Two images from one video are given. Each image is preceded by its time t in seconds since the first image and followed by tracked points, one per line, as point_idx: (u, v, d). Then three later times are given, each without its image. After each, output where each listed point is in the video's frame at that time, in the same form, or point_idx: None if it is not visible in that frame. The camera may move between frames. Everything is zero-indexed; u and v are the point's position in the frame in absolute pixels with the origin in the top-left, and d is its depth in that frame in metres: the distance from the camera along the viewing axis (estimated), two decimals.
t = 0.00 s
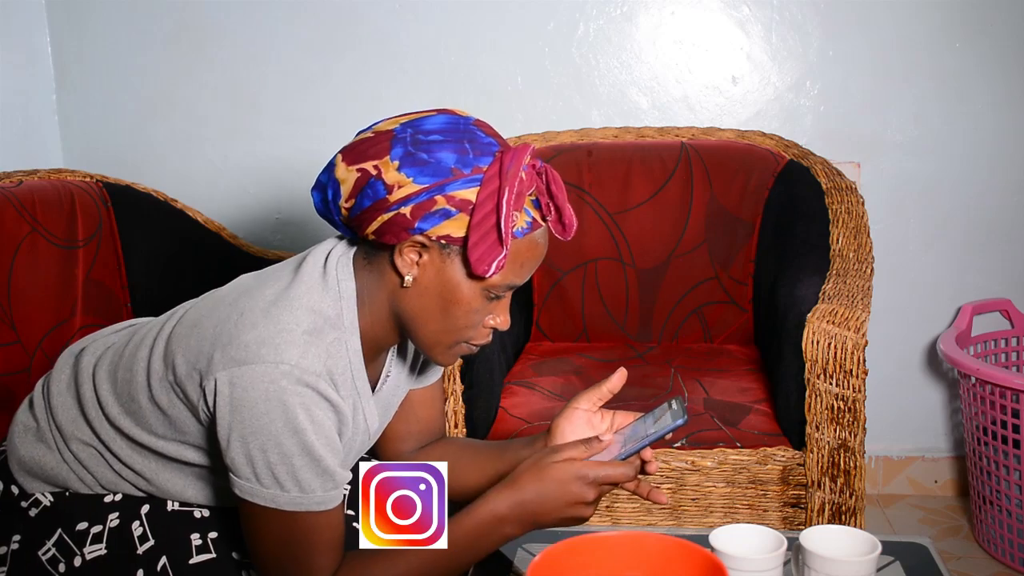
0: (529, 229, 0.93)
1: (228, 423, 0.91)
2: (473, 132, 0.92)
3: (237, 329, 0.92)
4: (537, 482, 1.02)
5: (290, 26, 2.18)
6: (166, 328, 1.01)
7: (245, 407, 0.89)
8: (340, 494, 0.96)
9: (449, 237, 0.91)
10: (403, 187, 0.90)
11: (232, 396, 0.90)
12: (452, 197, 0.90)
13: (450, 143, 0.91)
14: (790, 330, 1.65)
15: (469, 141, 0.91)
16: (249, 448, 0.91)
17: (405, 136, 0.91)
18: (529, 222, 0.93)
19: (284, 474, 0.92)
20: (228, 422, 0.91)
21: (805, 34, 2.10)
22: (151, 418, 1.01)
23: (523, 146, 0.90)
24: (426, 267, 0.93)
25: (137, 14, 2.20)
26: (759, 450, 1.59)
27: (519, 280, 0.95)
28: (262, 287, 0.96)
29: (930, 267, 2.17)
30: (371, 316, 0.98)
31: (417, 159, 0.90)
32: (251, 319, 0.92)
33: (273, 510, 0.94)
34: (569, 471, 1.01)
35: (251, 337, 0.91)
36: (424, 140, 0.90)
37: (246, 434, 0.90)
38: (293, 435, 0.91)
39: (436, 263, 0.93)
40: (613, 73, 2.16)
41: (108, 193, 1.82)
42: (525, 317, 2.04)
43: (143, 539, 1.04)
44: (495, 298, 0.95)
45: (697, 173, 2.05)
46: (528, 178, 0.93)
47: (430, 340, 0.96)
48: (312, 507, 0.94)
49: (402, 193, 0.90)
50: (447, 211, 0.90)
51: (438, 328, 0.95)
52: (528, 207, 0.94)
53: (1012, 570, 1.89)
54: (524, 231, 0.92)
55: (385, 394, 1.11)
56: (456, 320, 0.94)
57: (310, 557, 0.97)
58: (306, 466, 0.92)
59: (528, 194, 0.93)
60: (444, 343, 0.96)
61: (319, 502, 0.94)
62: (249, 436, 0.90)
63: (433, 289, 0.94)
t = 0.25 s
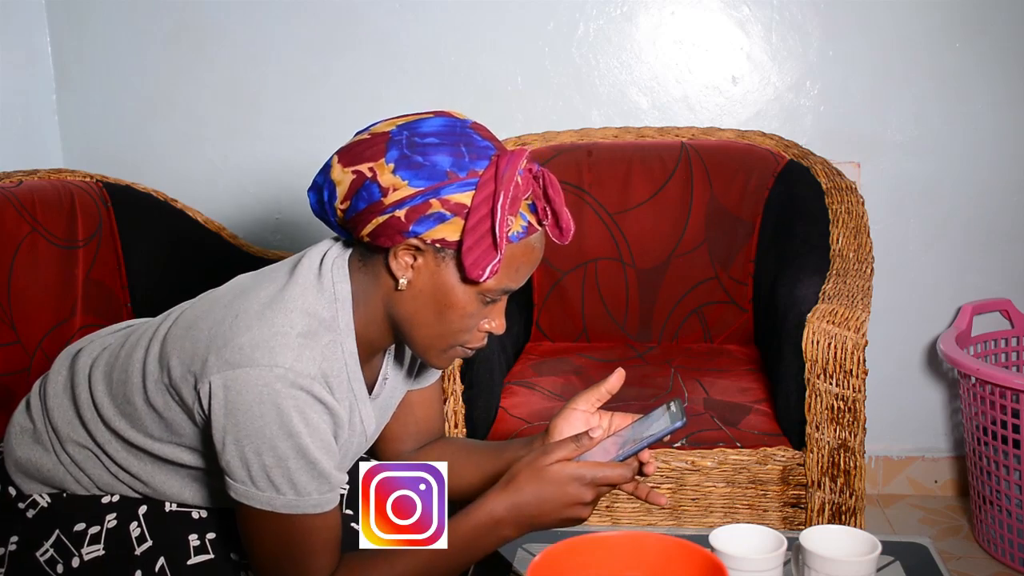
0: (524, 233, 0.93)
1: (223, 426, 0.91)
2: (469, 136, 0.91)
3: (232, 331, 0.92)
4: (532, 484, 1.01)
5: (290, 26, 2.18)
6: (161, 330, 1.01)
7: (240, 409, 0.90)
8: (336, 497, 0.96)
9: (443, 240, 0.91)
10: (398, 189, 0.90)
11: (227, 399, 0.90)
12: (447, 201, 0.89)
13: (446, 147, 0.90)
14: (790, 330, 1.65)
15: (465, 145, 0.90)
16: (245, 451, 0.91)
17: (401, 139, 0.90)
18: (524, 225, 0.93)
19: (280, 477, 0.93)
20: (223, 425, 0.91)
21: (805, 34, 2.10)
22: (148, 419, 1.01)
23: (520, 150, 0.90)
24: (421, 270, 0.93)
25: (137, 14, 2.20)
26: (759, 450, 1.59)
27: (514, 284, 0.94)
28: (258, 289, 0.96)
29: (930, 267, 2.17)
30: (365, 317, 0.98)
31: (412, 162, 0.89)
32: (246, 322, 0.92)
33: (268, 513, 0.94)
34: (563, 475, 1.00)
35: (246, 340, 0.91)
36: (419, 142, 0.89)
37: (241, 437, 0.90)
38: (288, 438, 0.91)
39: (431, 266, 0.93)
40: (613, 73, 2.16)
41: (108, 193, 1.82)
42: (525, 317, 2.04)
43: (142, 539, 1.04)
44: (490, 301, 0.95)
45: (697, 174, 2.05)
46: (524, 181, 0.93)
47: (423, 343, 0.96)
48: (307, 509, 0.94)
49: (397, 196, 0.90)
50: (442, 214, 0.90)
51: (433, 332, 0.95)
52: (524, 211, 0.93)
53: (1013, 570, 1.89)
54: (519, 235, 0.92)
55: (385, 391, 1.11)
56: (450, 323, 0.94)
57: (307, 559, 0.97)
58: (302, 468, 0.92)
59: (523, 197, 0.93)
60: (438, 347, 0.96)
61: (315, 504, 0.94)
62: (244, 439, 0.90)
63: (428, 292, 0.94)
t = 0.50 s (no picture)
0: (505, 193, 0.90)
1: (198, 397, 0.91)
2: (446, 98, 0.87)
3: (208, 305, 0.92)
4: (523, 458, 1.00)
5: (289, 26, 2.18)
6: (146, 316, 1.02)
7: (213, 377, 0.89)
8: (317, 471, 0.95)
9: (424, 204, 0.88)
10: (376, 153, 0.86)
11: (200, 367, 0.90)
12: (426, 163, 0.86)
13: (424, 109, 0.86)
14: (790, 330, 1.65)
15: (444, 106, 0.87)
16: (219, 423, 0.90)
17: (378, 103, 0.86)
18: (505, 186, 0.90)
19: (254, 448, 0.91)
20: (198, 397, 0.91)
21: (805, 34, 2.10)
22: (134, 404, 1.01)
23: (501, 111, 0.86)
24: (402, 233, 0.91)
25: (137, 14, 2.20)
26: (759, 450, 1.59)
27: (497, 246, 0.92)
28: (239, 265, 0.97)
29: (930, 267, 2.17)
30: (348, 284, 0.97)
31: (390, 126, 0.86)
32: (222, 296, 0.93)
33: (245, 485, 0.93)
34: (556, 447, 1.01)
35: (219, 311, 0.91)
36: (397, 106, 0.86)
37: (215, 408, 0.90)
38: (262, 407, 0.90)
39: (412, 230, 0.90)
40: (613, 73, 2.16)
41: (108, 193, 1.82)
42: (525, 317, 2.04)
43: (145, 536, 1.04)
44: (471, 264, 0.92)
45: (697, 174, 2.05)
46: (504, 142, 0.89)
47: (407, 307, 0.94)
48: (285, 483, 0.93)
49: (374, 160, 0.86)
50: (421, 177, 0.86)
51: (414, 295, 0.93)
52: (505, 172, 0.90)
53: (1012, 570, 1.89)
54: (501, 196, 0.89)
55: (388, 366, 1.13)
56: (432, 286, 0.92)
57: (286, 534, 0.95)
58: (277, 439, 0.91)
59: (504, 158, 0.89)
60: (420, 310, 0.94)
61: (293, 477, 0.93)
62: (217, 410, 0.90)
63: (408, 255, 0.91)
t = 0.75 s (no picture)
0: (424, 117, 0.97)
1: (126, 333, 0.93)
2: (361, 25, 0.95)
3: (136, 250, 0.96)
4: (463, 400, 1.02)
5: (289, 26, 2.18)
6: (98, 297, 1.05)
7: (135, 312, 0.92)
8: (246, 409, 0.97)
9: (344, 129, 0.94)
10: (295, 83, 0.94)
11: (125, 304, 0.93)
12: (344, 87, 0.93)
13: (339, 36, 0.94)
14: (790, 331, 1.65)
15: (357, 33, 0.94)
16: (142, 358, 0.93)
17: (294, 34, 0.94)
18: (424, 110, 0.97)
19: (177, 382, 0.93)
20: (126, 333, 0.93)
21: (806, 34, 2.10)
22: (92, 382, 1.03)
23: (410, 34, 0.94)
24: (326, 162, 0.97)
25: (137, 14, 2.20)
26: (759, 450, 1.59)
27: (418, 169, 0.98)
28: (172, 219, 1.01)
29: (930, 267, 2.17)
30: (281, 222, 1.02)
31: (306, 54, 0.93)
32: (150, 241, 0.96)
33: (173, 424, 0.94)
34: (497, 387, 1.02)
35: (145, 252, 0.95)
36: (311, 36, 0.93)
37: (139, 341, 0.92)
38: (183, 338, 0.92)
39: (335, 157, 0.96)
40: (613, 73, 2.16)
41: (108, 193, 1.82)
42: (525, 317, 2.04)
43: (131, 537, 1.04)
44: (398, 190, 0.98)
45: (697, 174, 2.05)
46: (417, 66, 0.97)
47: (339, 239, 0.99)
48: (209, 419, 0.94)
49: (293, 89, 0.94)
50: (339, 101, 0.93)
51: (343, 224, 0.98)
52: (422, 96, 0.97)
53: (1012, 570, 1.89)
54: (419, 118, 0.96)
55: (346, 314, 1.20)
56: (360, 213, 0.97)
57: (220, 471, 0.96)
58: (200, 372, 0.93)
59: (420, 82, 0.97)
60: (350, 238, 0.99)
61: (218, 414, 0.95)
62: (141, 344, 0.92)
63: (335, 184, 0.97)
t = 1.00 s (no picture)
0: (383, 86, 0.98)
1: (92, 316, 0.94)
2: None
3: (101, 234, 0.97)
4: (434, 378, 1.02)
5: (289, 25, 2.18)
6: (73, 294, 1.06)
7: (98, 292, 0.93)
8: (215, 386, 0.97)
9: (302, 97, 0.95)
10: (252, 51, 0.95)
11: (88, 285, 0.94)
12: (300, 54, 0.95)
13: (295, 4, 0.96)
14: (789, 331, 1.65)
15: (314, 1, 0.96)
16: (107, 339, 0.94)
17: (252, 5, 0.96)
18: (383, 79, 0.98)
19: (143, 360, 0.94)
20: (92, 316, 0.94)
21: (806, 34, 2.10)
22: (71, 377, 1.04)
23: None
24: (286, 133, 0.98)
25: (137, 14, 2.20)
26: (759, 450, 1.59)
27: (381, 139, 0.99)
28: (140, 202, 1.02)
29: (931, 267, 2.17)
30: (247, 199, 1.03)
31: (263, 22, 0.95)
32: (115, 224, 0.97)
33: (142, 404, 0.95)
34: (467, 366, 1.02)
35: (109, 235, 0.96)
36: (269, 4, 0.96)
37: (104, 322, 0.93)
38: (147, 316, 0.93)
39: (295, 125, 0.97)
40: (613, 72, 2.16)
41: (108, 193, 1.82)
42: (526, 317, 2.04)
43: (126, 538, 1.04)
44: (360, 159, 0.98)
45: (697, 175, 2.05)
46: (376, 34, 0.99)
47: (304, 210, 0.99)
48: (178, 397, 0.95)
49: (251, 57, 0.95)
50: (296, 68, 0.95)
51: (306, 195, 0.98)
52: (381, 64, 0.98)
53: (1012, 569, 1.89)
54: (377, 85, 0.97)
55: (319, 303, 1.19)
56: (323, 182, 0.98)
57: (192, 451, 0.96)
58: (164, 349, 0.94)
59: (378, 50, 0.98)
60: (314, 209, 0.99)
61: (187, 392, 0.95)
62: (105, 324, 0.93)
63: (295, 153, 0.98)
